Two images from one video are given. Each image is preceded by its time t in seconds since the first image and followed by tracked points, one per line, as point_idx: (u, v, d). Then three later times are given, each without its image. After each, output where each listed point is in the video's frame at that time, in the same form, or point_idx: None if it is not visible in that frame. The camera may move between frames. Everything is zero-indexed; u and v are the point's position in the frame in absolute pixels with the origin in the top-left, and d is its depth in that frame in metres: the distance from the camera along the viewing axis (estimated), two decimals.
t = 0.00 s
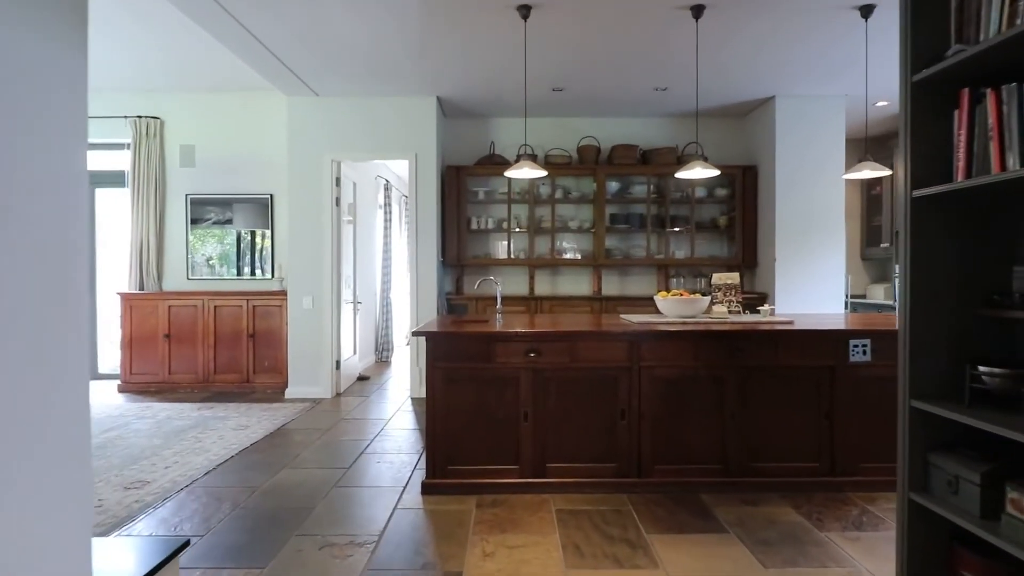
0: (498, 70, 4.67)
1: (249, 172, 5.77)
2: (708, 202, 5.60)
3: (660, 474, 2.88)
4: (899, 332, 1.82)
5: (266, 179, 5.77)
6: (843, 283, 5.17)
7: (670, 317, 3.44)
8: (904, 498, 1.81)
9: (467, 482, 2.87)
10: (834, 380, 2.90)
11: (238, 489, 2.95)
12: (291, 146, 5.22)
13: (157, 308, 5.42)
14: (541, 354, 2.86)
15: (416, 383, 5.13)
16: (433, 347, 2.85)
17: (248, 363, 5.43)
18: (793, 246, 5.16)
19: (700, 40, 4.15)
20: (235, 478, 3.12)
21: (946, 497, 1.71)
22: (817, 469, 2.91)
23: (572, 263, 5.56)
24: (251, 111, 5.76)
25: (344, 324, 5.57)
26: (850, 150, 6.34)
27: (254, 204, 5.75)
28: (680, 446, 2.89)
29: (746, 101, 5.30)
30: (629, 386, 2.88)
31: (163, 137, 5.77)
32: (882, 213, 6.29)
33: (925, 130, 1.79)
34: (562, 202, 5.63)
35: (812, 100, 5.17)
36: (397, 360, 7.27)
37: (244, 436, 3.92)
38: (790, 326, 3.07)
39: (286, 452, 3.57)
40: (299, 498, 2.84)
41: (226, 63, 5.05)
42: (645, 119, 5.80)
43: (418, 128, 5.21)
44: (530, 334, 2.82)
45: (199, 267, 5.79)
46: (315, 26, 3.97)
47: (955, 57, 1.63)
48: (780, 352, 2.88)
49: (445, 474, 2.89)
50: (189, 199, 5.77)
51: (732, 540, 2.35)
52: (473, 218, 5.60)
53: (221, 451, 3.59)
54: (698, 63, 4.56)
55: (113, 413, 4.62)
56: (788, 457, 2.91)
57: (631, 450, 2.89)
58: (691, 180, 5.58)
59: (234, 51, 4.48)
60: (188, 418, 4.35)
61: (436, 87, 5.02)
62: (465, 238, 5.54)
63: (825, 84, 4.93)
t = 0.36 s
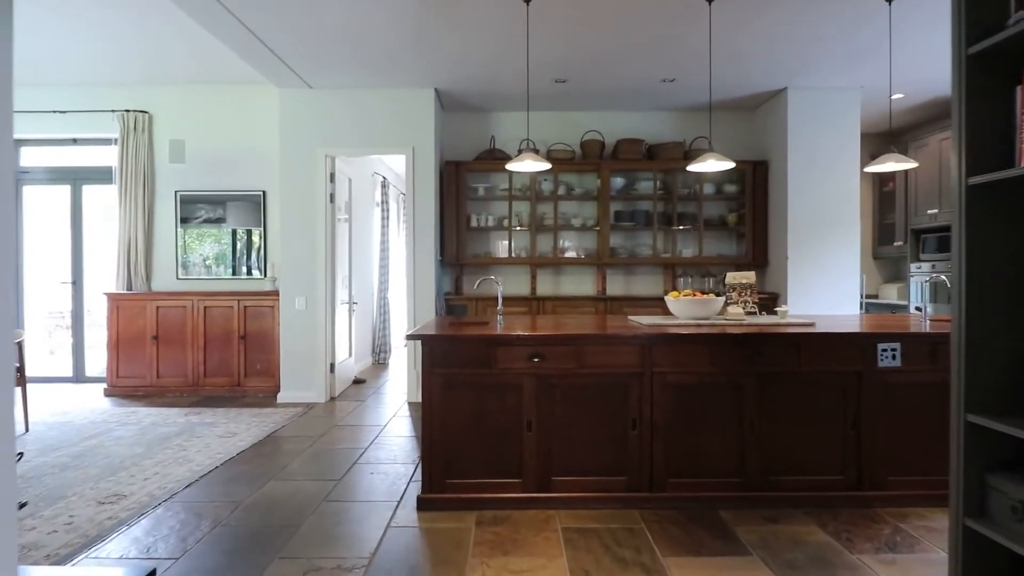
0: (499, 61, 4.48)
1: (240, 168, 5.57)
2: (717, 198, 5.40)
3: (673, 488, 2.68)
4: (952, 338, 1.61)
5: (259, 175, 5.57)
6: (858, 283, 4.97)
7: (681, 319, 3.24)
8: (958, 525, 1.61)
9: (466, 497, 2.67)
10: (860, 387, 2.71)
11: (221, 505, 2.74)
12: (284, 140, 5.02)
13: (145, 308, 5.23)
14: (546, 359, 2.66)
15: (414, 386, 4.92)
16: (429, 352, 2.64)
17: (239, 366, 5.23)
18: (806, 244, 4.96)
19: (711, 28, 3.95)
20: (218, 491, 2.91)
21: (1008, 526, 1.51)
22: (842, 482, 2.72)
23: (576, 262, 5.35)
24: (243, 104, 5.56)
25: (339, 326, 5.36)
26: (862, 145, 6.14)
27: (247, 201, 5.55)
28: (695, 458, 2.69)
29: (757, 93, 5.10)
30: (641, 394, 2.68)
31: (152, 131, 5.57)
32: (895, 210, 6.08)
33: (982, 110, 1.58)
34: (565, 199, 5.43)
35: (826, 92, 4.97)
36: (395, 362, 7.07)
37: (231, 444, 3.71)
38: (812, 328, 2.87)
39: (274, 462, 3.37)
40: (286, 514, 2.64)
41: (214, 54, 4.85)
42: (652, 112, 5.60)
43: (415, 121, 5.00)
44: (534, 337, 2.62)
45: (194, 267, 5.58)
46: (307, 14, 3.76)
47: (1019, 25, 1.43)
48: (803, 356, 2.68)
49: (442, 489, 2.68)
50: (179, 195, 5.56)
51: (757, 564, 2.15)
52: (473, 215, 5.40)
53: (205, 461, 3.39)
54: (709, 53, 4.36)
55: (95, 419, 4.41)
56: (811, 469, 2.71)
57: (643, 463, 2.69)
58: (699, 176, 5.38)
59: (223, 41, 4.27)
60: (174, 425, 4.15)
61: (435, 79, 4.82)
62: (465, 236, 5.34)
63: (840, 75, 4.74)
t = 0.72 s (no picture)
0: (502, 53, 4.31)
1: (233, 163, 5.40)
2: (726, 196, 5.24)
3: (689, 502, 2.52)
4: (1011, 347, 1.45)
5: (253, 170, 5.40)
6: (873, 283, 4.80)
7: (695, 320, 3.06)
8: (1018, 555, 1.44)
9: (468, 512, 2.50)
10: (888, 393, 2.54)
11: (206, 519, 2.57)
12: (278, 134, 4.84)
13: (135, 308, 5.06)
14: (553, 363, 2.49)
15: (413, 390, 4.75)
16: (429, 355, 2.47)
17: (232, 367, 5.05)
18: (819, 243, 4.79)
19: (724, 17, 3.78)
20: (204, 503, 2.74)
21: None
22: (868, 495, 2.56)
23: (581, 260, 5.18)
24: (237, 98, 5.39)
25: (335, 326, 5.19)
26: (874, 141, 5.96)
27: (241, 197, 5.38)
28: (713, 470, 2.52)
29: (768, 86, 4.93)
30: (655, 401, 2.51)
31: (143, 125, 5.40)
32: (908, 208, 5.91)
33: None
34: (569, 196, 5.25)
35: (840, 85, 4.80)
36: (394, 364, 6.90)
37: (221, 451, 3.54)
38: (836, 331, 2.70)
39: (265, 470, 3.20)
40: (275, 529, 2.47)
41: (206, 45, 4.67)
42: (659, 106, 5.43)
43: (414, 115, 4.83)
44: (540, 339, 2.45)
45: (192, 267, 5.41)
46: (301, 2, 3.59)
47: None
48: (828, 361, 2.51)
49: (442, 502, 2.51)
50: (170, 191, 5.39)
51: None
52: (474, 213, 5.23)
53: (193, 469, 3.22)
54: (720, 44, 4.19)
55: (81, 423, 4.24)
56: (835, 481, 2.55)
57: (656, 474, 2.52)
58: (708, 172, 5.22)
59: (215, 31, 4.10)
60: (162, 430, 3.97)
61: (435, 71, 4.64)
62: (466, 234, 5.17)
63: (855, 68, 4.57)
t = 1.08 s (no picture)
0: (505, 42, 4.13)
1: (226, 158, 5.22)
2: (736, 192, 5.06)
3: (708, 517, 2.34)
4: None
5: (246, 165, 5.22)
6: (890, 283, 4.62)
7: (711, 321, 2.89)
8: None
9: (470, 529, 2.32)
10: (921, 401, 2.37)
11: (188, 535, 2.39)
12: (271, 127, 4.65)
13: (123, 308, 4.88)
14: (561, 368, 2.30)
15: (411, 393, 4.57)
16: (427, 359, 2.29)
17: (224, 369, 4.87)
18: (833, 242, 4.62)
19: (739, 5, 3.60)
20: (187, 517, 2.56)
21: None
22: (899, 510, 2.38)
23: (586, 259, 5.00)
24: (229, 90, 5.20)
25: (331, 326, 5.01)
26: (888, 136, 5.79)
27: (233, 193, 5.20)
28: (733, 483, 2.35)
29: (781, 78, 4.75)
30: (671, 409, 2.33)
31: (132, 119, 5.22)
32: (922, 206, 5.73)
33: None
34: (574, 192, 5.07)
35: (855, 77, 4.63)
36: (392, 365, 6.72)
37: (208, 458, 3.36)
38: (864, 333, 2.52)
39: (255, 480, 3.02)
40: (262, 547, 2.29)
41: (197, 35, 4.49)
42: (666, 100, 5.25)
43: (413, 107, 4.64)
44: (548, 342, 2.27)
45: (189, 267, 5.24)
46: None
47: None
48: (858, 366, 2.34)
49: (442, 519, 2.33)
50: (160, 186, 5.21)
51: None
52: (475, 209, 5.05)
53: (178, 479, 3.04)
54: (734, 34, 4.01)
55: (64, 428, 4.06)
56: (864, 495, 2.37)
57: (673, 488, 2.34)
58: (717, 168, 5.04)
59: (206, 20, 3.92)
60: (147, 436, 3.79)
61: (435, 62, 4.47)
62: (467, 231, 4.98)
63: (872, 58, 4.39)
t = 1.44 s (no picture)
0: (508, 31, 3.93)
1: (216, 155, 5.02)
2: (746, 188, 4.89)
3: (733, 538, 2.15)
4: None
5: (238, 162, 5.02)
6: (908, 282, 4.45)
7: (731, 324, 2.70)
8: None
9: (475, 553, 2.12)
10: (963, 411, 2.18)
11: (167, 560, 2.19)
12: (262, 121, 4.45)
13: (108, 310, 4.68)
14: (573, 377, 2.11)
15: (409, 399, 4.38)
16: (427, 368, 2.10)
17: (214, 375, 4.67)
18: (849, 239, 4.44)
19: None
20: (167, 539, 2.36)
21: None
22: (939, 529, 2.20)
23: (591, 258, 4.82)
24: (220, 84, 5.01)
25: (327, 329, 4.81)
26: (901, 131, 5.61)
27: (224, 191, 5.00)
28: (759, 501, 2.16)
29: (794, 69, 4.57)
30: (692, 420, 2.14)
31: (119, 114, 5.02)
32: (936, 202, 5.56)
33: None
34: (579, 188, 4.88)
35: (872, 67, 4.45)
36: (390, 369, 6.53)
37: (194, 471, 3.16)
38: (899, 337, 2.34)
39: (242, 495, 2.83)
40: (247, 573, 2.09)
41: (186, 26, 4.29)
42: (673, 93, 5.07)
43: (411, 100, 4.45)
44: (559, 349, 2.07)
45: (184, 267, 5.03)
46: None
47: None
48: (895, 373, 2.15)
49: (443, 542, 2.13)
50: (147, 184, 5.01)
51: None
52: (476, 207, 4.86)
53: (160, 494, 2.84)
54: (747, 21, 3.83)
55: (44, 438, 3.85)
56: (901, 513, 2.19)
57: (695, 507, 2.15)
58: (726, 163, 4.86)
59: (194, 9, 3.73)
60: (130, 447, 3.59)
61: (434, 53, 4.28)
62: (468, 230, 4.79)
63: (891, 47, 4.20)
